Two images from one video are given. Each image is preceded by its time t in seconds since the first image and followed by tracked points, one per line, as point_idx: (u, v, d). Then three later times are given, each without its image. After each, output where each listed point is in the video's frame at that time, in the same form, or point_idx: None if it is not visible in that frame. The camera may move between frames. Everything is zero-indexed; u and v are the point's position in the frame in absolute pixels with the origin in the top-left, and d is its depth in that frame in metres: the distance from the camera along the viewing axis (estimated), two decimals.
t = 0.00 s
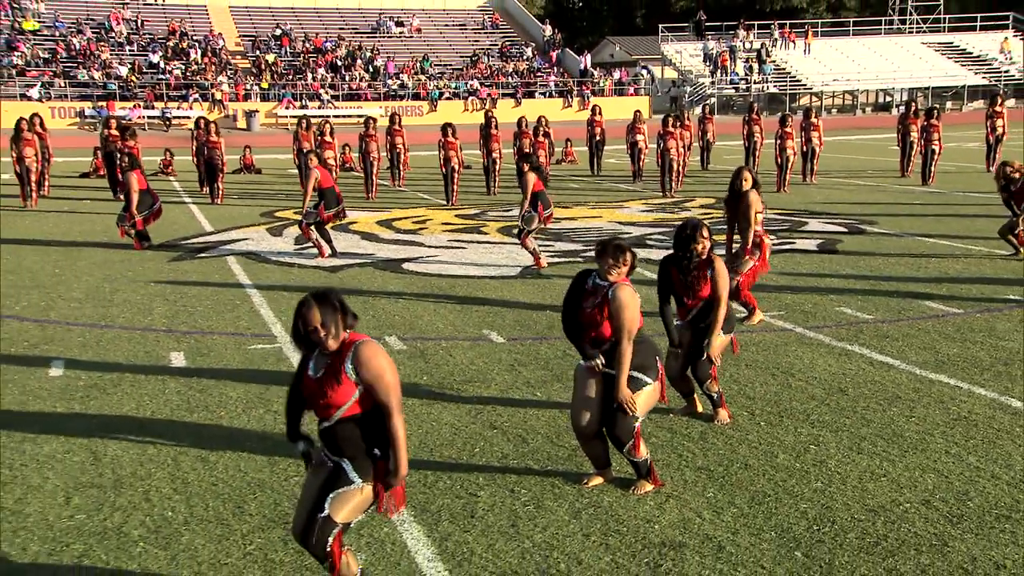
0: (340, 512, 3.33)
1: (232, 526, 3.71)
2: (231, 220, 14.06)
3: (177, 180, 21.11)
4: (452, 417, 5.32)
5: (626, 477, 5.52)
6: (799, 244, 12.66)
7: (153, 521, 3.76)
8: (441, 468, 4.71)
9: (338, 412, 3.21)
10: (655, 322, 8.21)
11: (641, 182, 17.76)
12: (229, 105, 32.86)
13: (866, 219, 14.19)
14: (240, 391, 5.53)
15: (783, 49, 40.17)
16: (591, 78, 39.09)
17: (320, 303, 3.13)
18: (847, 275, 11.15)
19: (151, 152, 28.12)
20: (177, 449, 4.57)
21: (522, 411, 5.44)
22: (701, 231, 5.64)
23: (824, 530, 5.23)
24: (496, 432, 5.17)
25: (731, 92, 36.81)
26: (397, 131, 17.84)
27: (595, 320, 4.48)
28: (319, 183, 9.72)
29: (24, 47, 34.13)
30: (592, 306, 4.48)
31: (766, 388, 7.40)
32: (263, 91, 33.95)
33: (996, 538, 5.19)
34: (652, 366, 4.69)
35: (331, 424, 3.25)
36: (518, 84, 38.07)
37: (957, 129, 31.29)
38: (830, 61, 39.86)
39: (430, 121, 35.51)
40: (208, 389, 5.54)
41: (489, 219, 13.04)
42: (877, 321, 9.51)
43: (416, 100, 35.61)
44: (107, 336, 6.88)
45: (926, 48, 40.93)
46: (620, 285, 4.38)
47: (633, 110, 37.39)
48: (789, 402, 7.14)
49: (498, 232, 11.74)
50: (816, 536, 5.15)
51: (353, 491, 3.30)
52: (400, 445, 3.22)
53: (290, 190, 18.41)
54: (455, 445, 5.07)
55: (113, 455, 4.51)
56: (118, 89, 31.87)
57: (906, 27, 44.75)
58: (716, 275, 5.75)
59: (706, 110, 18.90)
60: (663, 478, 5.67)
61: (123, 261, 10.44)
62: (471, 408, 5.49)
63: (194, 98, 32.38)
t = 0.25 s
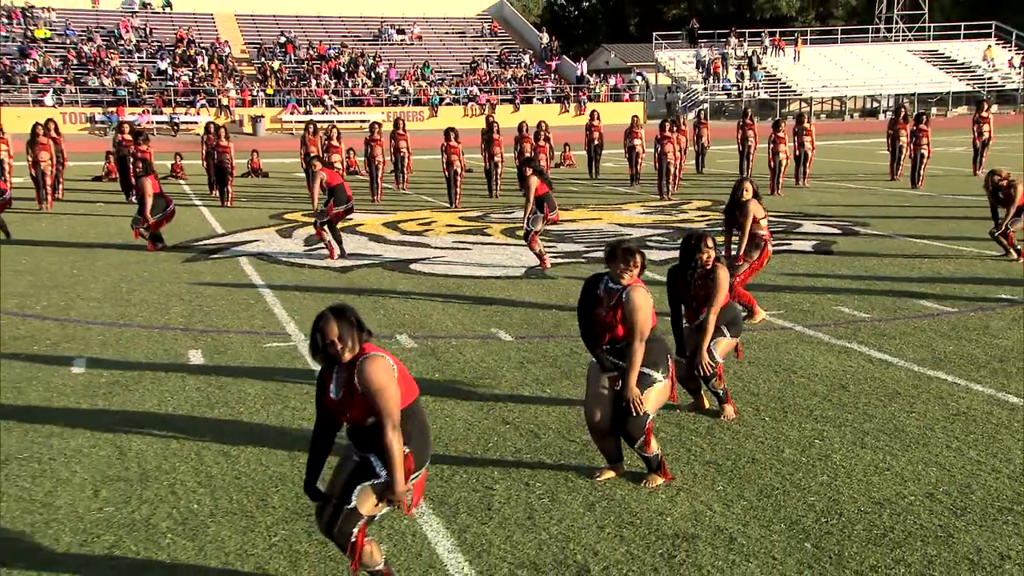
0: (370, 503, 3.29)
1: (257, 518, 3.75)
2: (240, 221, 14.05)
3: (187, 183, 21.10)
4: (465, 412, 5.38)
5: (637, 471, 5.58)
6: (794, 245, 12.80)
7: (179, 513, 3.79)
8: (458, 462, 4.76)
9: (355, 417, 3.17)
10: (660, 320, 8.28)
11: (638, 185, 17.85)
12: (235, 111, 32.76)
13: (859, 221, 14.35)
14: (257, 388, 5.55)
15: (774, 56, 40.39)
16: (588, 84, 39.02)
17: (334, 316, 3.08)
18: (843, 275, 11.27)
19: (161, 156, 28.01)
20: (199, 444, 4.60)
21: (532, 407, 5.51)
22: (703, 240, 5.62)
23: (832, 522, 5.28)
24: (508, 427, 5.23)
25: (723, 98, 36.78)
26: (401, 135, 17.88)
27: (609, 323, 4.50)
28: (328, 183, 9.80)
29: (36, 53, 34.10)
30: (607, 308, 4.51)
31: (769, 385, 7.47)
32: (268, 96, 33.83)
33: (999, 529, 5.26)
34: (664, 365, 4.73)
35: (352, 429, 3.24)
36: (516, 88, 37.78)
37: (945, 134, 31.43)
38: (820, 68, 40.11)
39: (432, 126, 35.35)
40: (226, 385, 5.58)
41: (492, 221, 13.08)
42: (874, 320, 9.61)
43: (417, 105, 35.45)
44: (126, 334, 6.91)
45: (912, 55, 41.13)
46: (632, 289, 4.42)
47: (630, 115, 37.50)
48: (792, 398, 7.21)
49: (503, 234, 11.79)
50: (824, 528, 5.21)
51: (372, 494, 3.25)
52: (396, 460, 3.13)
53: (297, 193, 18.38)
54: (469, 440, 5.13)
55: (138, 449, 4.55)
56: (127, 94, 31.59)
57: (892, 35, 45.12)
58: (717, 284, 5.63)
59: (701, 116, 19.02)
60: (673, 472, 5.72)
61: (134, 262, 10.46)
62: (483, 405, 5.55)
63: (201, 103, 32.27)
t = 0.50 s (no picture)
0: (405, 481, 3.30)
1: (278, 511, 3.77)
2: (249, 223, 14.04)
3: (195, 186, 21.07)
4: (476, 408, 5.43)
5: (648, 465, 5.61)
6: (790, 246, 12.91)
7: (203, 506, 3.81)
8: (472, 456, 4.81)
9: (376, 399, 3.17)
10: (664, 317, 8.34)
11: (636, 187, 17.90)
12: (240, 115, 32.55)
13: (852, 222, 14.48)
14: (273, 384, 5.57)
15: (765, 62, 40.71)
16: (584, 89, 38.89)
17: (341, 303, 3.09)
18: (840, 275, 11.37)
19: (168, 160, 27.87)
20: (219, 439, 4.62)
21: (543, 403, 5.57)
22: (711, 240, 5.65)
23: (840, 514, 5.32)
24: (519, 423, 5.28)
25: (716, 103, 36.90)
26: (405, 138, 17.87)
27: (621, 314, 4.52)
28: (332, 183, 9.99)
29: (46, 60, 34.01)
30: (618, 299, 4.53)
31: (772, 382, 7.53)
32: (272, 101, 33.76)
33: (1002, 521, 5.31)
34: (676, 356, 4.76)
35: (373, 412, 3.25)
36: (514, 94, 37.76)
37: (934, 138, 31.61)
38: (810, 74, 40.45)
39: (432, 130, 35.28)
40: (241, 381, 5.60)
41: (495, 222, 13.09)
42: (871, 318, 9.69)
43: (418, 110, 35.33)
44: (143, 333, 6.93)
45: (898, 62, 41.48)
46: (653, 285, 4.49)
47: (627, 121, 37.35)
48: (795, 394, 7.26)
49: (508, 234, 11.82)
50: (832, 520, 5.24)
51: (404, 473, 3.26)
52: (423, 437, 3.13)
53: (304, 195, 18.35)
54: (481, 436, 5.18)
55: (160, 444, 4.57)
56: (135, 99, 31.53)
57: (880, 42, 45.41)
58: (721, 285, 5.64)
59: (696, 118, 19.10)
60: (682, 467, 5.75)
61: (142, 262, 10.46)
62: (494, 401, 5.60)
63: (207, 108, 32.15)
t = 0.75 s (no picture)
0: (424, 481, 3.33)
1: (298, 503, 3.84)
2: (257, 225, 14.05)
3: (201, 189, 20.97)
4: (486, 404, 5.51)
5: (657, 459, 5.67)
6: (785, 246, 13.04)
7: (226, 498, 3.88)
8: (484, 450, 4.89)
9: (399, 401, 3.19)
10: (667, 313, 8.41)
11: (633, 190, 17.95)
12: (244, 120, 32.47)
13: (845, 223, 14.62)
14: (288, 380, 5.62)
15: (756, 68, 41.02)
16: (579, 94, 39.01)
17: (364, 304, 3.10)
18: (835, 274, 11.48)
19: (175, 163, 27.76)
20: (237, 433, 4.68)
21: (552, 398, 5.66)
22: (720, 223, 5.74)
23: (845, 506, 5.37)
24: (529, 418, 5.37)
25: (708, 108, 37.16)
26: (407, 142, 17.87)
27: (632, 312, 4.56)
28: (342, 188, 9.99)
29: (54, 65, 33.91)
30: (628, 299, 4.55)
31: (774, 377, 7.60)
32: (275, 106, 33.52)
33: (1004, 512, 5.38)
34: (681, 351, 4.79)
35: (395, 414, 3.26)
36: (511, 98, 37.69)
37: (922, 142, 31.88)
38: (800, 80, 40.74)
39: (431, 135, 35.20)
40: (256, 378, 5.65)
41: (496, 223, 13.12)
42: (868, 316, 9.78)
43: (417, 114, 35.28)
44: (158, 331, 6.97)
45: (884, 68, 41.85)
46: (658, 281, 4.47)
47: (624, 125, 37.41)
48: (797, 390, 7.33)
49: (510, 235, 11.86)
50: (839, 511, 5.29)
51: (425, 472, 3.29)
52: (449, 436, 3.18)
53: (309, 196, 18.32)
54: (492, 431, 5.26)
55: (181, 438, 4.63)
56: (141, 104, 31.52)
57: (866, 48, 45.79)
58: (732, 270, 5.79)
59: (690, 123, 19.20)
60: (690, 460, 5.81)
61: (150, 262, 10.46)
62: (503, 396, 5.68)
63: (212, 112, 32.00)
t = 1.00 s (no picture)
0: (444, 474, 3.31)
1: (318, 496, 3.88)
2: (268, 225, 14.12)
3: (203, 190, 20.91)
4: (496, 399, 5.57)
5: (664, 453, 5.71)
6: (780, 247, 13.16)
7: (247, 490, 3.93)
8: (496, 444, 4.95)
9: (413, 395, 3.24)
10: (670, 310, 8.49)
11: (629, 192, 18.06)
12: (249, 125, 32.54)
13: (838, 225, 14.77)
14: (301, 377, 5.67)
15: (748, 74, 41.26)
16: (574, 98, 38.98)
17: (380, 301, 3.19)
18: (830, 273, 11.60)
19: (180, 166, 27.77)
20: (255, 428, 4.73)
21: (560, 394, 5.73)
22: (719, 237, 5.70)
23: (850, 499, 5.42)
24: (538, 414, 5.43)
25: (702, 113, 37.44)
26: (410, 146, 17.97)
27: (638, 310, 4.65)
28: (349, 183, 10.03)
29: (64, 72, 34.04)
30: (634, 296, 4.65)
31: (775, 374, 7.68)
32: (280, 111, 33.75)
33: (1005, 503, 5.44)
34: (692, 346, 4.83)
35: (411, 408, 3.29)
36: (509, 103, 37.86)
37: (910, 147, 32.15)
38: (790, 86, 41.06)
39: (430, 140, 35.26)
40: (270, 374, 5.69)
41: (497, 225, 13.15)
42: (864, 314, 9.88)
43: (417, 119, 35.32)
44: (173, 329, 7.01)
45: (870, 75, 42.30)
46: (672, 275, 4.63)
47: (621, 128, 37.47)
48: (798, 386, 7.40)
49: (513, 236, 11.91)
50: (843, 503, 5.34)
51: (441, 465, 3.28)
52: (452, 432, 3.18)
53: (316, 199, 18.34)
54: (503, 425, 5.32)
55: (200, 433, 4.68)
56: (149, 109, 31.66)
57: (853, 55, 46.26)
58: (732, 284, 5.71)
59: (684, 127, 19.33)
60: (696, 454, 5.87)
61: (158, 264, 10.47)
62: (512, 392, 5.75)
63: (217, 117, 32.09)
